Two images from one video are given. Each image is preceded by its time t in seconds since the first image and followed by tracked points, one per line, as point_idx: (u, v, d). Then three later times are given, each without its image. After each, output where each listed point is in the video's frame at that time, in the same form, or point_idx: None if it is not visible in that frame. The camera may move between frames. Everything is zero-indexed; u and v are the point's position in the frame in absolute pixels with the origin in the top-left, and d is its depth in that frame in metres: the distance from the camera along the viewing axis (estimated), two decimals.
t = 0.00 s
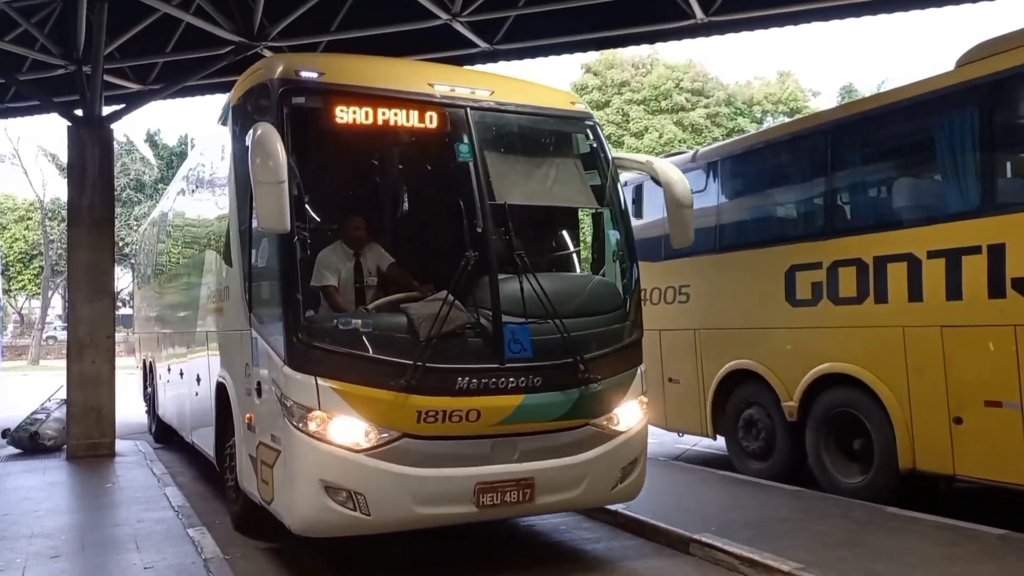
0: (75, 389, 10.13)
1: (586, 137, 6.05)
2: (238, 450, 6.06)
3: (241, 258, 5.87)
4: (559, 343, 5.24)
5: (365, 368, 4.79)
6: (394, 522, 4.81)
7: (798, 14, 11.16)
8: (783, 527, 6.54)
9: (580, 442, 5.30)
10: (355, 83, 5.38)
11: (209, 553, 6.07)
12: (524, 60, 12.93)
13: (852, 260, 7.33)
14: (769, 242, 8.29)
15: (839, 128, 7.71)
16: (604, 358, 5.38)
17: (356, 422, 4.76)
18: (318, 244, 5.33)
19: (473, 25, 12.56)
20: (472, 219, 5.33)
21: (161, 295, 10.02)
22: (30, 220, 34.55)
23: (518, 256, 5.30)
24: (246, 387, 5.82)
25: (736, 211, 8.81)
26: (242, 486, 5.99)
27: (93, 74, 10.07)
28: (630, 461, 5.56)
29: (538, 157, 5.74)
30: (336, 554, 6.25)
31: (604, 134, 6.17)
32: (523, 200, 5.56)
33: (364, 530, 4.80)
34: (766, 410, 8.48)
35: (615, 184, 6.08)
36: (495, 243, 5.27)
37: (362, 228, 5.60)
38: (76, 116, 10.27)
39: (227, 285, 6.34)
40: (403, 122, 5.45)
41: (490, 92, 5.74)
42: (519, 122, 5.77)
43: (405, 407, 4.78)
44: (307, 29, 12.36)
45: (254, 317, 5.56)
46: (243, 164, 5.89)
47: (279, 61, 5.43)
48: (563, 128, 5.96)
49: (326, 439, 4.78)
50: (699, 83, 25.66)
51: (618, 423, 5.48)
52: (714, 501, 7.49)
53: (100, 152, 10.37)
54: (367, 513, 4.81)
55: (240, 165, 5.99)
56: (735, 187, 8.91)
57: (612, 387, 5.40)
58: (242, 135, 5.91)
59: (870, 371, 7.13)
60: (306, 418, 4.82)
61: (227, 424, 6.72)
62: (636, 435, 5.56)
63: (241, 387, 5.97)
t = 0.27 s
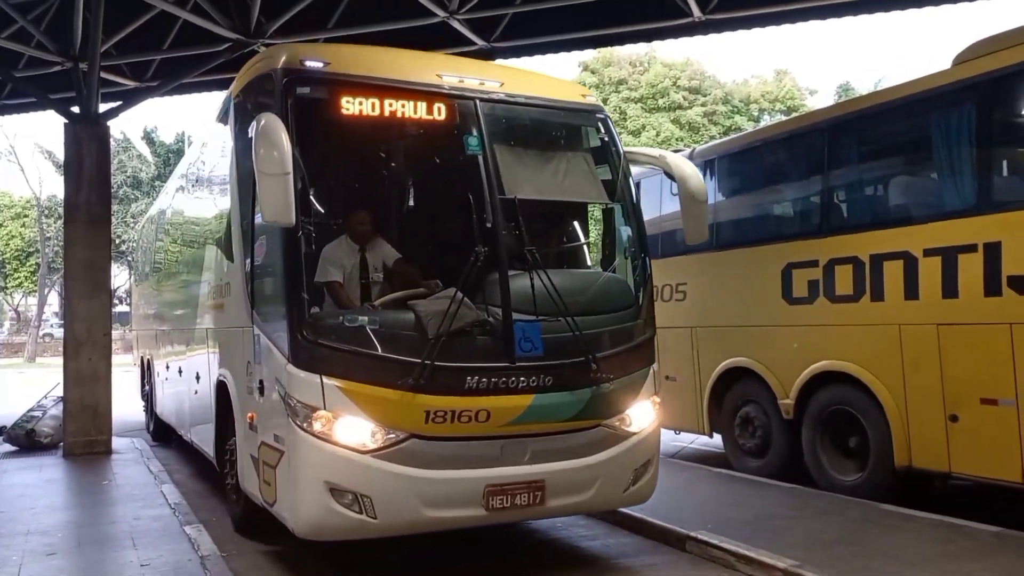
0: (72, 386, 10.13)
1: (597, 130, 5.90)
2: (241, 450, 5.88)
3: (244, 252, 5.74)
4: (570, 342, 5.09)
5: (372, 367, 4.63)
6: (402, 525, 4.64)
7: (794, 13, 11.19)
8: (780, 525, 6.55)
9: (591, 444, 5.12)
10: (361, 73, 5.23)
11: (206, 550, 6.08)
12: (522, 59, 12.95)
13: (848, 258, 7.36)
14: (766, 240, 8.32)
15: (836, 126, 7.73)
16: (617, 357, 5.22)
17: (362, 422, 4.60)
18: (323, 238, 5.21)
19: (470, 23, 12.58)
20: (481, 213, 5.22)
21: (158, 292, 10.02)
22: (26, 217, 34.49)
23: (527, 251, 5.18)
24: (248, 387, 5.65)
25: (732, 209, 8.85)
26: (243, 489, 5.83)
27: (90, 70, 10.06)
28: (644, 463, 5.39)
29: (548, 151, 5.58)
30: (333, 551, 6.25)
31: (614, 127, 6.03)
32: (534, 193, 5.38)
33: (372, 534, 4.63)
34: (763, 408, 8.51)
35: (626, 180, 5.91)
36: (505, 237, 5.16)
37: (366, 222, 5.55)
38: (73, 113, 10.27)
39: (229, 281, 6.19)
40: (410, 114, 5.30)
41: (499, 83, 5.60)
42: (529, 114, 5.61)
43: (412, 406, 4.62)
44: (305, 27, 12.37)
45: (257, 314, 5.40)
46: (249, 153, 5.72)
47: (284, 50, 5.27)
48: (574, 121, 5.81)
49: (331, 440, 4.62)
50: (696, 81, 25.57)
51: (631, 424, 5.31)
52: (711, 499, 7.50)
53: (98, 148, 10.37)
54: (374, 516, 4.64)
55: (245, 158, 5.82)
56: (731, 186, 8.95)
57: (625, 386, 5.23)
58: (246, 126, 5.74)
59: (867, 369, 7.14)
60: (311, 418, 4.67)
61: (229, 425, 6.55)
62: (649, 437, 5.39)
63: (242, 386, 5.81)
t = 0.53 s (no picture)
0: (67, 384, 10.11)
1: (609, 123, 5.74)
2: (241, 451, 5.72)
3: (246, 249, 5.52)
4: (583, 340, 4.94)
5: (379, 365, 4.47)
6: (410, 529, 4.50)
7: (790, 11, 11.21)
8: (775, 522, 6.57)
9: (604, 446, 4.98)
10: (367, 63, 5.05)
11: (202, 547, 6.09)
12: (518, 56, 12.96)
13: (844, 256, 7.37)
14: (762, 238, 8.33)
15: (832, 125, 7.74)
16: (630, 356, 5.07)
17: (369, 421, 4.44)
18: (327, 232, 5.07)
19: (466, 20, 12.58)
20: (492, 208, 5.04)
21: (154, 289, 10.01)
22: (21, 215, 34.41)
23: (539, 248, 5.00)
24: (249, 386, 5.50)
25: (729, 207, 8.86)
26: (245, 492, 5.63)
27: (86, 67, 10.04)
28: (656, 464, 5.25)
29: (558, 144, 5.45)
30: (329, 548, 6.26)
31: (627, 120, 5.86)
32: (546, 187, 5.28)
33: (378, 538, 4.49)
34: (759, 406, 8.52)
35: (639, 174, 5.76)
36: (515, 232, 4.99)
37: (372, 216, 5.36)
38: (68, 110, 10.25)
39: (230, 276, 6.00)
40: (418, 106, 5.11)
41: (509, 75, 5.43)
42: (540, 107, 5.45)
43: (421, 407, 4.47)
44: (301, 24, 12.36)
45: (259, 311, 5.22)
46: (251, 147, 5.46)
47: (288, 38, 5.07)
48: (585, 114, 5.65)
49: (337, 440, 4.46)
50: (693, 79, 25.60)
51: (643, 425, 5.16)
52: (707, 497, 7.51)
53: (93, 145, 10.35)
54: (381, 520, 4.50)
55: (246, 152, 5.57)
56: (728, 184, 8.96)
57: (637, 387, 5.09)
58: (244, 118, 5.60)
59: (863, 367, 7.14)
60: (316, 418, 4.49)
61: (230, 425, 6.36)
62: (662, 438, 5.24)
63: (243, 385, 5.67)
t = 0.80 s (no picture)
0: (63, 381, 10.11)
1: (620, 116, 5.60)
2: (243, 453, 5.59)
3: (246, 247, 5.40)
4: (596, 337, 4.79)
5: (386, 365, 4.32)
6: (419, 535, 4.35)
7: (786, 9, 11.23)
8: (771, 520, 6.58)
9: (616, 448, 4.82)
10: (373, 54, 4.89)
11: (199, 545, 6.10)
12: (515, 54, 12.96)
13: (840, 255, 7.39)
14: (758, 236, 8.35)
15: (828, 123, 7.76)
16: (644, 355, 4.90)
17: (376, 423, 4.29)
18: (332, 228, 4.81)
19: (463, 18, 12.59)
20: (502, 202, 4.92)
21: (150, 286, 10.01)
22: (17, 212, 34.34)
23: (551, 244, 4.87)
24: (253, 386, 5.38)
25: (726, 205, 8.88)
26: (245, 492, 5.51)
27: (82, 65, 10.03)
28: (670, 466, 5.09)
29: (569, 138, 5.31)
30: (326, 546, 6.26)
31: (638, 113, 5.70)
32: (557, 181, 5.18)
33: (386, 543, 4.35)
34: (756, 403, 8.54)
35: (650, 168, 5.60)
36: (525, 227, 4.85)
37: (379, 211, 5.12)
38: (65, 107, 10.24)
39: (231, 273, 5.90)
40: (426, 97, 4.96)
41: (519, 66, 5.28)
42: (550, 99, 5.30)
43: (430, 407, 4.31)
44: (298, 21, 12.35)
45: (262, 309, 5.09)
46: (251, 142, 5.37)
47: (290, 30, 4.90)
48: (597, 106, 5.50)
49: (342, 442, 4.31)
50: (690, 77, 25.68)
51: (657, 426, 5.00)
52: (704, 494, 7.52)
53: (90, 143, 10.34)
54: (388, 524, 4.35)
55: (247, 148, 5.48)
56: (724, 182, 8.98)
57: (651, 387, 4.92)
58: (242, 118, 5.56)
59: (858, 365, 7.18)
60: (323, 419, 4.34)
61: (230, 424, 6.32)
62: (675, 439, 5.08)
63: (245, 385, 5.57)
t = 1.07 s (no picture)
0: (60, 380, 10.09)
1: (633, 108, 5.50)
2: (246, 455, 5.44)
3: (250, 244, 5.31)
4: (609, 335, 4.69)
5: (395, 365, 4.19)
6: (429, 540, 4.20)
7: (782, 8, 11.25)
8: (769, 518, 6.58)
9: (632, 449, 4.69)
10: (381, 44, 4.80)
11: (196, 544, 6.09)
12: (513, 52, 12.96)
13: (837, 253, 7.39)
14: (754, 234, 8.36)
15: (825, 122, 7.77)
16: (658, 353, 4.79)
17: (385, 424, 4.14)
18: (340, 222, 4.77)
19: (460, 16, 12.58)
20: (514, 198, 4.81)
21: (148, 285, 9.99)
22: (14, 211, 34.27)
23: (564, 239, 4.77)
24: (255, 386, 5.23)
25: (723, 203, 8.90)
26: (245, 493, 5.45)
27: (79, 63, 10.01)
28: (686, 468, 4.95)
29: (581, 130, 5.19)
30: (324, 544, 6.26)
31: (650, 105, 5.61)
32: (568, 175, 5.03)
33: (395, 548, 4.20)
34: (753, 402, 8.55)
35: (663, 162, 5.50)
36: (538, 223, 4.73)
37: (386, 205, 4.99)
38: (62, 106, 10.22)
39: (233, 269, 5.80)
40: (434, 88, 4.88)
41: (529, 57, 5.18)
42: (562, 91, 5.19)
43: (441, 409, 4.18)
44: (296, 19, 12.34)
45: (266, 307, 5.00)
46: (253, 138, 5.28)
47: (294, 19, 4.79)
48: (608, 98, 5.39)
49: (350, 444, 4.16)
50: (687, 76, 25.74)
51: (672, 427, 4.86)
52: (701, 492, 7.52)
53: (87, 141, 10.33)
54: (397, 529, 4.20)
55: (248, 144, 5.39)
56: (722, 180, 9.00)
57: (664, 386, 4.80)
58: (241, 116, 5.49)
59: (854, 362, 7.19)
60: (329, 420, 4.19)
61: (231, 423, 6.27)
62: (690, 440, 4.94)
63: (247, 384, 5.45)
